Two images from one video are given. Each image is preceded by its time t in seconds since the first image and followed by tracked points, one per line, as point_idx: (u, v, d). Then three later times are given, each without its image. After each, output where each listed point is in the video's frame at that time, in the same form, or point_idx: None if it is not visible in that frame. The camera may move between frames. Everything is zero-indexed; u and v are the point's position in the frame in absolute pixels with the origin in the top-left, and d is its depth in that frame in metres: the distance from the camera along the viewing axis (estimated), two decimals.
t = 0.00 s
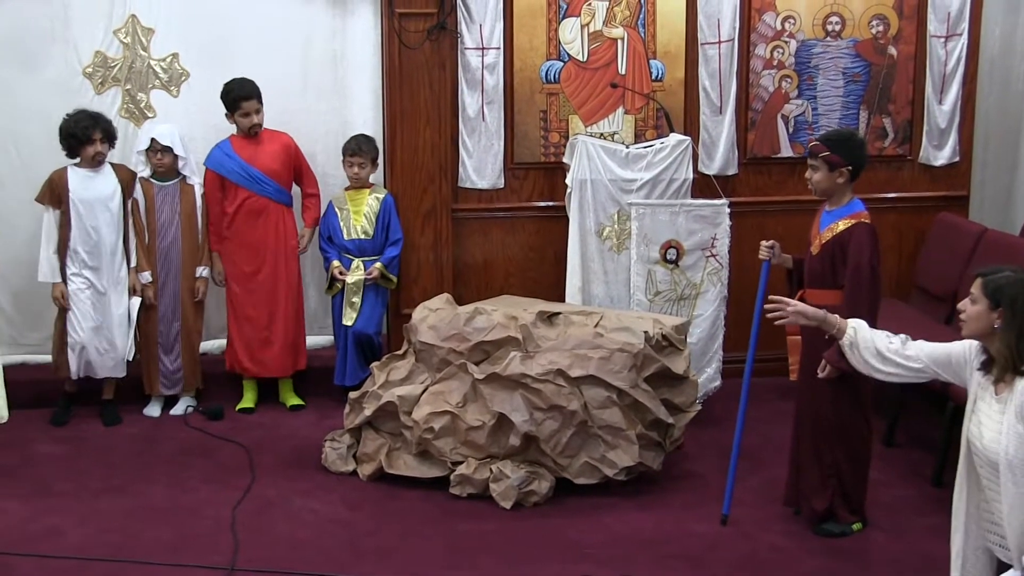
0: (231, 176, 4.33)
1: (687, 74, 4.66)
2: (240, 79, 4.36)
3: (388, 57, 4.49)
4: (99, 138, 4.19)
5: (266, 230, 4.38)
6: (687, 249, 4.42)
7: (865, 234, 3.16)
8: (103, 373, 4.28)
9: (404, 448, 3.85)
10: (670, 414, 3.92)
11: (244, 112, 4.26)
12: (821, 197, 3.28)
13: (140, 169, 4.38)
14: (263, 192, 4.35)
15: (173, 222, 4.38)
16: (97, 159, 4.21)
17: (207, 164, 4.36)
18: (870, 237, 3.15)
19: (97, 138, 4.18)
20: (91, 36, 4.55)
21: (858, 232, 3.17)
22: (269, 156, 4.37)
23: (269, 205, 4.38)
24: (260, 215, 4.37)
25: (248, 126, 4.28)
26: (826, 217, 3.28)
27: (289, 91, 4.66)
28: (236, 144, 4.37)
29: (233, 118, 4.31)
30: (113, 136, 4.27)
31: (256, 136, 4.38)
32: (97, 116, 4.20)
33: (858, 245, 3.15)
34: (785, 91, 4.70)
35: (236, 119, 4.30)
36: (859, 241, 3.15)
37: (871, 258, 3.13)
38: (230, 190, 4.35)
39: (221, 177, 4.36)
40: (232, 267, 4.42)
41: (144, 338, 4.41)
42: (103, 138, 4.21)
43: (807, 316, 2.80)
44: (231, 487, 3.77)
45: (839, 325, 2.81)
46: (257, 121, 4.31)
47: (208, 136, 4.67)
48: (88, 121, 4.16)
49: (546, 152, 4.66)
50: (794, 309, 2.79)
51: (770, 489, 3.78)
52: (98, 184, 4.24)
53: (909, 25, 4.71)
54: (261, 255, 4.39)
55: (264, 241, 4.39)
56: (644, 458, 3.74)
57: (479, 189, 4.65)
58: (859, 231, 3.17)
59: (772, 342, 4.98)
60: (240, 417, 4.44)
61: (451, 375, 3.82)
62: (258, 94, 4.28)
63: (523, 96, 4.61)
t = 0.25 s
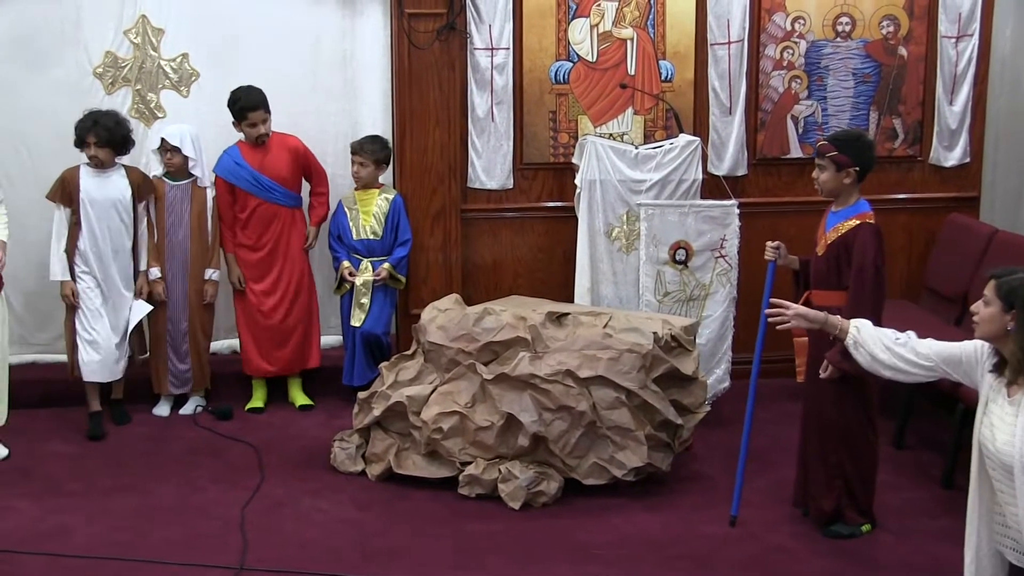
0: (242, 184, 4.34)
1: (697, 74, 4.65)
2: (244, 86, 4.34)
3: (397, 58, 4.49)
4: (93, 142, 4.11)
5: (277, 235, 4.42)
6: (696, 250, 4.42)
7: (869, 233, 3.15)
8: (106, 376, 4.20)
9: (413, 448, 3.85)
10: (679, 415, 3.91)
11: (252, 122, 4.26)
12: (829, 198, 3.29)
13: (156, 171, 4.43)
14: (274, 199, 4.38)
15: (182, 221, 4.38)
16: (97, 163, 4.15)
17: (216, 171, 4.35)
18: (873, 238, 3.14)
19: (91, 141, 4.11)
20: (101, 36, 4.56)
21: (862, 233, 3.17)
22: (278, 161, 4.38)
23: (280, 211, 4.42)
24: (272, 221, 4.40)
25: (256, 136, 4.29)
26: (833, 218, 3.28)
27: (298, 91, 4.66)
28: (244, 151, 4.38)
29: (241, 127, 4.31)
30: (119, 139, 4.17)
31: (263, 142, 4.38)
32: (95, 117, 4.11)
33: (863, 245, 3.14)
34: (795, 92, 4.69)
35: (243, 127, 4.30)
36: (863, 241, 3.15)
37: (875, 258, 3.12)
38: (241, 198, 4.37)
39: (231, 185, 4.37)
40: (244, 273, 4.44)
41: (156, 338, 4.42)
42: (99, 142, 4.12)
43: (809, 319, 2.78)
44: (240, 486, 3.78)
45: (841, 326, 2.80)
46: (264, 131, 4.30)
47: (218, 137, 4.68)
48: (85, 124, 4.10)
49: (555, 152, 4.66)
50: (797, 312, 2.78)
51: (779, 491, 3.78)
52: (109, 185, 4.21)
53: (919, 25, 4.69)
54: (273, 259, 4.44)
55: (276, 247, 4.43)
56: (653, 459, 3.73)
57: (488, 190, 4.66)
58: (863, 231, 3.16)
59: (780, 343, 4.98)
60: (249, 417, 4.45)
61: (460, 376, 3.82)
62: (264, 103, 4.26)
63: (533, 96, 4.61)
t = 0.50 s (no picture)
0: (253, 182, 4.35)
1: (708, 74, 4.65)
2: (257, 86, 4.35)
3: (408, 58, 4.49)
4: (94, 142, 4.09)
5: (288, 234, 4.43)
6: (707, 250, 4.41)
7: (875, 233, 3.15)
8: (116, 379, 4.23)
9: (424, 449, 3.85)
10: (690, 416, 3.91)
11: (252, 122, 4.26)
12: (837, 198, 3.28)
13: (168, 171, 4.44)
14: (284, 198, 4.38)
15: (191, 222, 4.37)
16: (98, 164, 4.14)
17: (229, 169, 4.38)
18: (879, 238, 3.13)
19: (92, 142, 4.09)
20: (113, 37, 4.57)
21: (867, 232, 3.16)
22: (290, 162, 4.39)
23: (291, 212, 4.42)
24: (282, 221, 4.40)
25: (261, 135, 4.28)
26: (842, 218, 3.27)
27: (309, 92, 4.67)
28: (257, 150, 4.40)
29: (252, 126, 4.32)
30: (120, 139, 4.13)
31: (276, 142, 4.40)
32: (95, 118, 4.08)
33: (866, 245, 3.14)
34: (806, 93, 4.68)
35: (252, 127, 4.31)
36: (867, 242, 3.14)
37: (880, 257, 3.12)
38: (253, 196, 4.38)
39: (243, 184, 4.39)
40: (254, 272, 4.45)
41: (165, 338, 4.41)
42: (97, 143, 4.09)
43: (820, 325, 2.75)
44: (250, 486, 3.79)
45: (851, 332, 2.77)
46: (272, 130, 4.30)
47: (229, 137, 4.68)
48: (85, 125, 4.08)
49: (565, 153, 4.66)
50: (807, 321, 2.74)
51: (790, 492, 3.77)
52: (113, 187, 4.20)
53: (931, 26, 4.68)
54: (283, 260, 4.43)
55: (287, 246, 4.43)
56: (664, 459, 3.72)
57: (499, 190, 4.66)
58: (868, 231, 3.16)
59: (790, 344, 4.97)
60: (259, 417, 4.45)
61: (471, 376, 3.82)
62: (274, 102, 4.24)
63: (543, 97, 4.61)
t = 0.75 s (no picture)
0: (267, 178, 4.36)
1: (723, 74, 4.63)
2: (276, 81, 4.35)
3: (421, 57, 4.49)
4: (98, 143, 4.01)
5: (301, 232, 4.43)
6: (721, 250, 4.39)
7: (886, 233, 3.13)
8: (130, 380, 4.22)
9: (436, 448, 3.85)
10: (703, 416, 3.90)
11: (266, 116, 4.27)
12: (848, 199, 3.27)
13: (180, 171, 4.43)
14: (298, 195, 4.39)
15: (205, 224, 4.37)
16: (102, 164, 4.07)
17: (244, 164, 4.39)
18: (891, 238, 3.13)
19: (95, 142, 4.02)
20: (128, 36, 4.58)
21: (878, 232, 3.15)
22: (305, 159, 4.40)
23: (303, 210, 4.42)
24: (296, 218, 4.40)
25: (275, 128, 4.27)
26: (854, 219, 3.26)
27: (322, 90, 4.67)
28: (274, 145, 4.41)
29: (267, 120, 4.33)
30: (124, 138, 4.04)
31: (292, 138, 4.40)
32: (99, 118, 4.00)
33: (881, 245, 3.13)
34: (821, 92, 4.66)
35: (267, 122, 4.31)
36: (879, 242, 3.13)
37: (891, 258, 3.11)
38: (267, 192, 4.39)
39: (258, 179, 4.39)
40: (266, 269, 4.46)
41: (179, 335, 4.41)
42: (100, 142, 4.01)
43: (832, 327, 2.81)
44: (264, 485, 3.79)
45: (866, 334, 2.80)
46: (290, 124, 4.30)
47: (243, 135, 4.69)
48: (89, 125, 4.00)
49: (579, 153, 4.66)
50: (820, 325, 2.82)
51: (804, 493, 3.76)
52: (119, 187, 4.14)
53: (948, 25, 4.66)
54: (295, 258, 4.43)
55: (300, 243, 4.43)
56: (676, 460, 3.72)
57: (512, 189, 4.66)
58: (879, 231, 3.15)
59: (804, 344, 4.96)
60: (273, 415, 4.47)
61: (483, 375, 3.82)
62: (292, 92, 4.26)
63: (557, 97, 4.61)
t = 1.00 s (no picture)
0: (283, 174, 4.36)
1: (736, 73, 4.64)
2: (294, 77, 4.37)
3: (435, 55, 4.50)
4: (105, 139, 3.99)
5: (316, 229, 4.42)
6: (734, 249, 4.40)
7: (892, 233, 3.10)
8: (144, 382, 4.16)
9: (449, 446, 3.84)
10: (716, 415, 3.88)
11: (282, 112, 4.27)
12: (857, 199, 3.24)
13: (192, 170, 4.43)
14: (313, 192, 4.39)
15: (218, 224, 4.37)
16: (113, 161, 4.04)
17: (261, 159, 4.40)
18: (896, 240, 3.09)
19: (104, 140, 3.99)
20: (142, 34, 4.59)
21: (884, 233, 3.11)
22: (320, 156, 4.40)
23: (318, 206, 4.41)
24: (310, 215, 4.40)
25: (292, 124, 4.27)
26: (862, 219, 3.22)
27: (335, 89, 4.67)
28: (290, 142, 4.42)
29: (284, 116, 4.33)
30: (134, 136, 3.98)
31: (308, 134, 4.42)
32: (109, 116, 3.96)
33: (884, 246, 3.10)
34: (834, 91, 4.67)
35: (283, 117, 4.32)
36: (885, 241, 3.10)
37: (895, 257, 3.08)
38: (282, 188, 4.39)
39: (273, 175, 4.40)
40: (280, 265, 4.45)
41: (191, 333, 4.41)
42: (110, 139, 3.98)
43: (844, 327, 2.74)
44: (276, 483, 3.77)
45: (879, 333, 2.74)
46: (308, 122, 4.31)
47: (256, 134, 4.70)
48: (100, 122, 3.98)
49: (592, 152, 4.66)
50: (833, 324, 2.75)
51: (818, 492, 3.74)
52: (130, 185, 4.08)
53: (961, 24, 4.66)
54: (309, 256, 4.43)
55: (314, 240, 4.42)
56: (689, 459, 3.70)
57: (525, 188, 4.66)
58: (885, 232, 3.11)
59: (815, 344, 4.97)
60: (285, 414, 4.46)
61: (496, 374, 3.80)
62: (309, 87, 4.26)
63: (571, 95, 4.61)
